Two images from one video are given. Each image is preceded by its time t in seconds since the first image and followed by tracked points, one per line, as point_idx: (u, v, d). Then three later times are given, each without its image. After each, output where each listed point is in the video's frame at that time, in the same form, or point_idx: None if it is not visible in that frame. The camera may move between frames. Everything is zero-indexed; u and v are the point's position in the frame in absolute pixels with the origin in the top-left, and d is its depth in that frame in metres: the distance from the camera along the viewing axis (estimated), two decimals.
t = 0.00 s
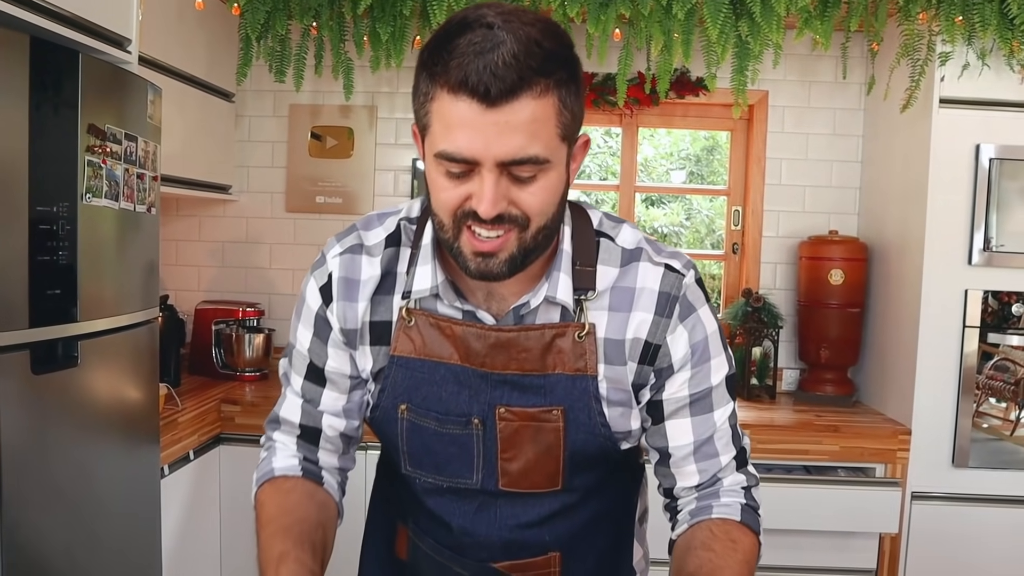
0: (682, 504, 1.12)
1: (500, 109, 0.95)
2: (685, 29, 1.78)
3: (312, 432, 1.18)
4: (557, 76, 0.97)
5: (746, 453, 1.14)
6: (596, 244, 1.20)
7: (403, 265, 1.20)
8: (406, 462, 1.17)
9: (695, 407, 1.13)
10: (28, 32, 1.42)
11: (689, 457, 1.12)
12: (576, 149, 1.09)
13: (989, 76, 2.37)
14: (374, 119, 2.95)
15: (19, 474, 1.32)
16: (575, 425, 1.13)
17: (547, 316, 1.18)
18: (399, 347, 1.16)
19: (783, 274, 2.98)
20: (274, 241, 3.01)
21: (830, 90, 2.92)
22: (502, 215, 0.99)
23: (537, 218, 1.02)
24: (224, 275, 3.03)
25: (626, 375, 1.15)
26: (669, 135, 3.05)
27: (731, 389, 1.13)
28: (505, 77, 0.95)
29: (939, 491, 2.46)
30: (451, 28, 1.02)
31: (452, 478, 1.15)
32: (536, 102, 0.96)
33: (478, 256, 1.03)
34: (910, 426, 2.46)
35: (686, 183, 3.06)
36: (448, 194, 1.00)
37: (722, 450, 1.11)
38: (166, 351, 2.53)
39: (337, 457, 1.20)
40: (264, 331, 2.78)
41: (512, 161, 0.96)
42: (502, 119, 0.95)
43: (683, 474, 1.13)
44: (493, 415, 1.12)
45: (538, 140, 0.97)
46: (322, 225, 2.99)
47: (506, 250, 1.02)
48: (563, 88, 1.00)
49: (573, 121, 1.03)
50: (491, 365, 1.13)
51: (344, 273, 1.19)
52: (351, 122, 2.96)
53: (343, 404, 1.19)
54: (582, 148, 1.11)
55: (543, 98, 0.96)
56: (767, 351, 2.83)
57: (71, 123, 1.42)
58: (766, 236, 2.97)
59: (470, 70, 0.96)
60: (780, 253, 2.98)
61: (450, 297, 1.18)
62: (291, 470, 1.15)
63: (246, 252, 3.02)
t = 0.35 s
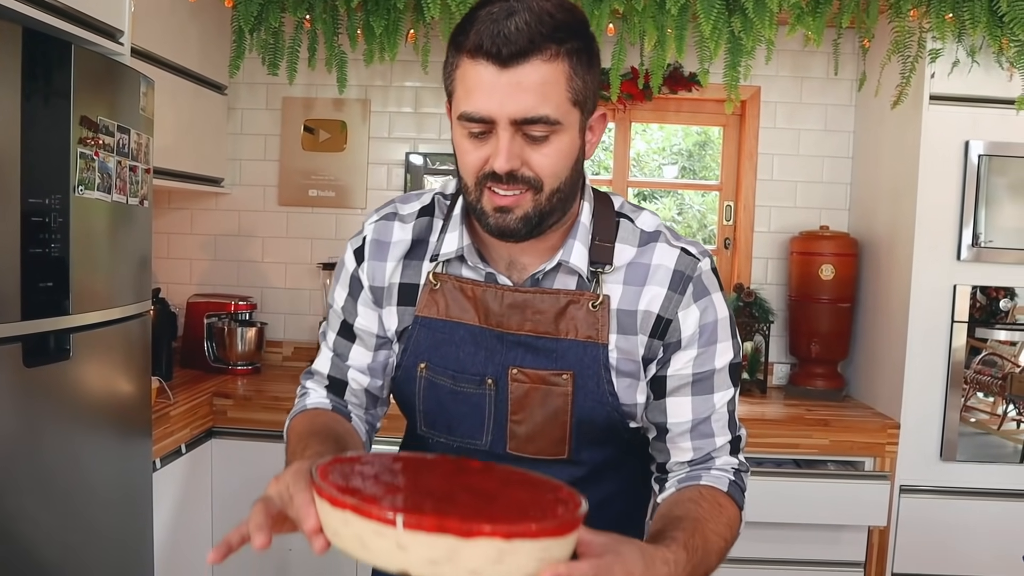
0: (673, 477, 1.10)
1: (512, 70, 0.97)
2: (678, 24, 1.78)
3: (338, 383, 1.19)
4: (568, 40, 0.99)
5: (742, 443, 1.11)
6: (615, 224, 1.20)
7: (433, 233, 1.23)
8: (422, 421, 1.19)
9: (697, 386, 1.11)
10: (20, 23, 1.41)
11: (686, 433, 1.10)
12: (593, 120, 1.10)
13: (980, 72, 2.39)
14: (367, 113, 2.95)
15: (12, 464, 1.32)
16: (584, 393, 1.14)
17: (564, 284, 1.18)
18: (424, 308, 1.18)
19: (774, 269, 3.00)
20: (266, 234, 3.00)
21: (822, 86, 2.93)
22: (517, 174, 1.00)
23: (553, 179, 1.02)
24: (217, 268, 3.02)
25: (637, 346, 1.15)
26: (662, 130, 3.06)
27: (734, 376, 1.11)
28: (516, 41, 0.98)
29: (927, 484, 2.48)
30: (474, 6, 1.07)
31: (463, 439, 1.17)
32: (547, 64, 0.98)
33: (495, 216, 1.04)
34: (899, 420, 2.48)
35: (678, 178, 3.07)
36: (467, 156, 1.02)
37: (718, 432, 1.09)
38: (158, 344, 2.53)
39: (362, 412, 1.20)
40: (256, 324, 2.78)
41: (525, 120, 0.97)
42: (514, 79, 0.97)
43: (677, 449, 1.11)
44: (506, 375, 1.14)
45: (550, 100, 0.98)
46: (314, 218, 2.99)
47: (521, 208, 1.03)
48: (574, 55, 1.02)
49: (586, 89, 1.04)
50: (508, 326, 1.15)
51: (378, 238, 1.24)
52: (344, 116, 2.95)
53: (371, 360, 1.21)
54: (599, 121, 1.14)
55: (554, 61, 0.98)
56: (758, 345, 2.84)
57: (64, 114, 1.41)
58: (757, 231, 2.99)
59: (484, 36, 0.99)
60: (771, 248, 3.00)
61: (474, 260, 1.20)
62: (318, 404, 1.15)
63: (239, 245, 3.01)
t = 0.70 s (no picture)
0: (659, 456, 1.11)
1: (526, 57, 1.05)
2: (675, 28, 1.79)
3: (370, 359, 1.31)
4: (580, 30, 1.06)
5: (734, 437, 1.11)
6: (632, 219, 1.23)
7: (466, 224, 1.30)
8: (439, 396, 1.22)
9: (694, 371, 1.11)
10: (19, 24, 1.41)
11: (676, 415, 1.11)
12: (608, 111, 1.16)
13: (976, 76, 2.40)
14: (365, 115, 2.96)
15: (10, 464, 1.32)
16: (593, 370, 1.15)
17: (581, 267, 1.21)
18: (452, 290, 1.22)
19: (772, 271, 3.00)
20: (265, 236, 3.01)
21: (819, 89, 2.94)
22: (531, 154, 1.07)
23: (565, 161, 1.09)
24: (215, 269, 3.03)
25: (645, 328, 1.16)
26: (660, 133, 3.06)
27: (733, 368, 1.11)
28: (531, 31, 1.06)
29: (924, 486, 2.49)
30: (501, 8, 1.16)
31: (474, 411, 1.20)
32: (559, 52, 1.06)
33: (511, 195, 1.10)
34: (896, 422, 2.49)
35: (676, 180, 3.08)
36: (487, 138, 1.10)
37: (708, 419, 1.09)
38: (156, 346, 2.53)
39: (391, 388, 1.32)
40: (255, 326, 2.78)
41: (538, 102, 1.05)
42: (527, 65, 1.05)
43: (666, 429, 1.12)
44: (522, 351, 1.17)
45: (562, 85, 1.05)
46: (312, 220, 3.00)
47: (535, 188, 1.09)
48: (588, 45, 1.09)
49: (599, 80, 1.11)
50: (525, 303, 1.18)
51: (416, 226, 1.32)
52: (342, 117, 2.96)
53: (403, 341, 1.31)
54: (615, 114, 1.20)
55: (566, 49, 1.06)
56: (755, 347, 2.85)
57: (63, 115, 1.41)
58: (755, 233, 2.99)
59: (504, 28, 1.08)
60: (768, 250, 3.00)
61: (500, 245, 1.24)
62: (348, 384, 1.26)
63: (237, 246, 3.01)
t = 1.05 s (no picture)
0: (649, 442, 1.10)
1: (551, 61, 1.15)
2: (675, 32, 1.76)
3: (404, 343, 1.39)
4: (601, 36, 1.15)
5: (725, 438, 1.07)
6: (657, 223, 1.25)
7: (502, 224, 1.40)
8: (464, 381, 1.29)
9: (691, 361, 1.10)
10: (19, 27, 1.41)
11: (667, 402, 1.09)
12: (636, 114, 1.23)
13: (976, 80, 2.40)
14: (366, 118, 2.96)
15: (11, 466, 1.33)
16: (604, 358, 1.18)
17: (603, 262, 1.26)
18: (484, 280, 1.30)
19: (771, 275, 3.01)
20: (265, 239, 3.01)
21: (819, 93, 2.95)
22: (555, 150, 1.15)
23: (588, 157, 1.16)
24: (215, 272, 3.03)
25: (655, 319, 1.19)
26: (660, 136, 3.06)
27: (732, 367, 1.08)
28: (554, 38, 1.15)
29: (924, 490, 2.49)
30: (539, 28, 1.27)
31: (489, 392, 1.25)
32: (580, 56, 1.14)
33: (538, 189, 1.18)
34: (895, 426, 2.48)
35: (676, 183, 3.08)
36: (518, 138, 1.20)
37: (698, 412, 1.07)
38: (156, 348, 2.53)
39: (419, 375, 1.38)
40: (255, 328, 2.78)
41: (560, 101, 1.14)
42: (551, 70, 1.15)
43: (657, 414, 1.11)
44: (540, 337, 1.22)
45: (583, 85, 1.14)
46: (312, 223, 3.00)
47: (560, 181, 1.17)
48: (610, 51, 1.17)
49: (623, 83, 1.19)
50: (545, 292, 1.24)
51: (459, 224, 1.43)
52: (342, 120, 2.96)
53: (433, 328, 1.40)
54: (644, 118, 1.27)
55: (587, 53, 1.14)
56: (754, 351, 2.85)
57: (64, 118, 1.42)
58: (754, 237, 3.00)
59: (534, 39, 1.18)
60: (768, 253, 3.01)
61: (529, 241, 1.31)
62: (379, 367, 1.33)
63: (236, 248, 3.02)
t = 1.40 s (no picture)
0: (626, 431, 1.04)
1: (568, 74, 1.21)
2: (674, 41, 1.73)
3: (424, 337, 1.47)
4: (615, 50, 1.20)
5: (703, 438, 0.99)
6: (673, 234, 1.26)
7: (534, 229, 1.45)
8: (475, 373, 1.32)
9: (677, 357, 1.05)
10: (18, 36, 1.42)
11: (647, 393, 1.04)
12: (656, 125, 1.26)
13: (972, 88, 2.41)
14: (364, 126, 2.97)
15: (9, 474, 1.32)
16: (602, 357, 1.19)
17: (614, 267, 1.27)
18: (508, 280, 1.34)
19: (769, 282, 3.01)
20: (264, 246, 3.01)
21: (816, 101, 2.96)
22: (568, 157, 1.20)
23: (600, 164, 1.20)
24: (213, 280, 3.03)
25: (653, 318, 1.18)
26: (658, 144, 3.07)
27: (721, 372, 1.03)
28: (570, 53, 1.22)
29: (924, 497, 2.48)
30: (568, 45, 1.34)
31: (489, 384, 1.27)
32: (594, 69, 1.20)
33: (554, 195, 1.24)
34: (894, 434, 2.49)
35: (675, 191, 3.08)
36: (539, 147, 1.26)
37: (676, 405, 1.00)
38: (154, 355, 2.53)
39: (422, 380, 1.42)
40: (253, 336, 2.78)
41: (573, 111, 1.19)
42: (567, 82, 1.20)
43: (638, 405, 1.06)
44: (545, 334, 1.24)
45: (596, 95, 1.18)
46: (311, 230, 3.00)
47: (572, 187, 1.22)
48: (625, 63, 1.21)
49: (640, 95, 1.22)
50: (554, 291, 1.26)
51: (497, 227, 1.50)
52: (341, 128, 2.97)
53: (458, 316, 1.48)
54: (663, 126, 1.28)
55: (601, 66, 1.19)
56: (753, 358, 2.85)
57: (61, 126, 1.42)
58: (752, 244, 3.00)
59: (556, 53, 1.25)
60: (766, 261, 3.01)
61: (551, 243, 1.36)
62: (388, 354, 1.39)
63: (235, 256, 3.02)
